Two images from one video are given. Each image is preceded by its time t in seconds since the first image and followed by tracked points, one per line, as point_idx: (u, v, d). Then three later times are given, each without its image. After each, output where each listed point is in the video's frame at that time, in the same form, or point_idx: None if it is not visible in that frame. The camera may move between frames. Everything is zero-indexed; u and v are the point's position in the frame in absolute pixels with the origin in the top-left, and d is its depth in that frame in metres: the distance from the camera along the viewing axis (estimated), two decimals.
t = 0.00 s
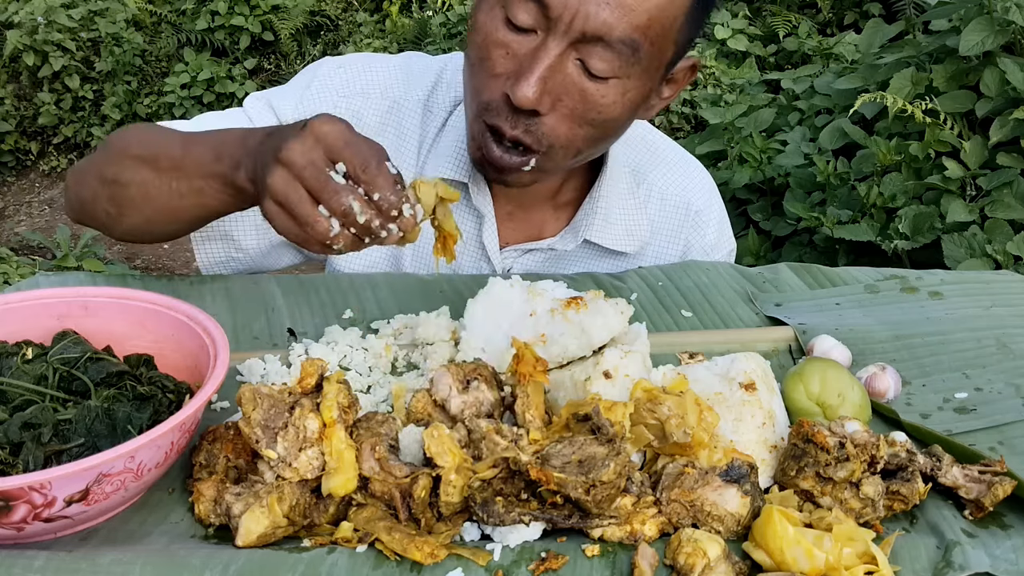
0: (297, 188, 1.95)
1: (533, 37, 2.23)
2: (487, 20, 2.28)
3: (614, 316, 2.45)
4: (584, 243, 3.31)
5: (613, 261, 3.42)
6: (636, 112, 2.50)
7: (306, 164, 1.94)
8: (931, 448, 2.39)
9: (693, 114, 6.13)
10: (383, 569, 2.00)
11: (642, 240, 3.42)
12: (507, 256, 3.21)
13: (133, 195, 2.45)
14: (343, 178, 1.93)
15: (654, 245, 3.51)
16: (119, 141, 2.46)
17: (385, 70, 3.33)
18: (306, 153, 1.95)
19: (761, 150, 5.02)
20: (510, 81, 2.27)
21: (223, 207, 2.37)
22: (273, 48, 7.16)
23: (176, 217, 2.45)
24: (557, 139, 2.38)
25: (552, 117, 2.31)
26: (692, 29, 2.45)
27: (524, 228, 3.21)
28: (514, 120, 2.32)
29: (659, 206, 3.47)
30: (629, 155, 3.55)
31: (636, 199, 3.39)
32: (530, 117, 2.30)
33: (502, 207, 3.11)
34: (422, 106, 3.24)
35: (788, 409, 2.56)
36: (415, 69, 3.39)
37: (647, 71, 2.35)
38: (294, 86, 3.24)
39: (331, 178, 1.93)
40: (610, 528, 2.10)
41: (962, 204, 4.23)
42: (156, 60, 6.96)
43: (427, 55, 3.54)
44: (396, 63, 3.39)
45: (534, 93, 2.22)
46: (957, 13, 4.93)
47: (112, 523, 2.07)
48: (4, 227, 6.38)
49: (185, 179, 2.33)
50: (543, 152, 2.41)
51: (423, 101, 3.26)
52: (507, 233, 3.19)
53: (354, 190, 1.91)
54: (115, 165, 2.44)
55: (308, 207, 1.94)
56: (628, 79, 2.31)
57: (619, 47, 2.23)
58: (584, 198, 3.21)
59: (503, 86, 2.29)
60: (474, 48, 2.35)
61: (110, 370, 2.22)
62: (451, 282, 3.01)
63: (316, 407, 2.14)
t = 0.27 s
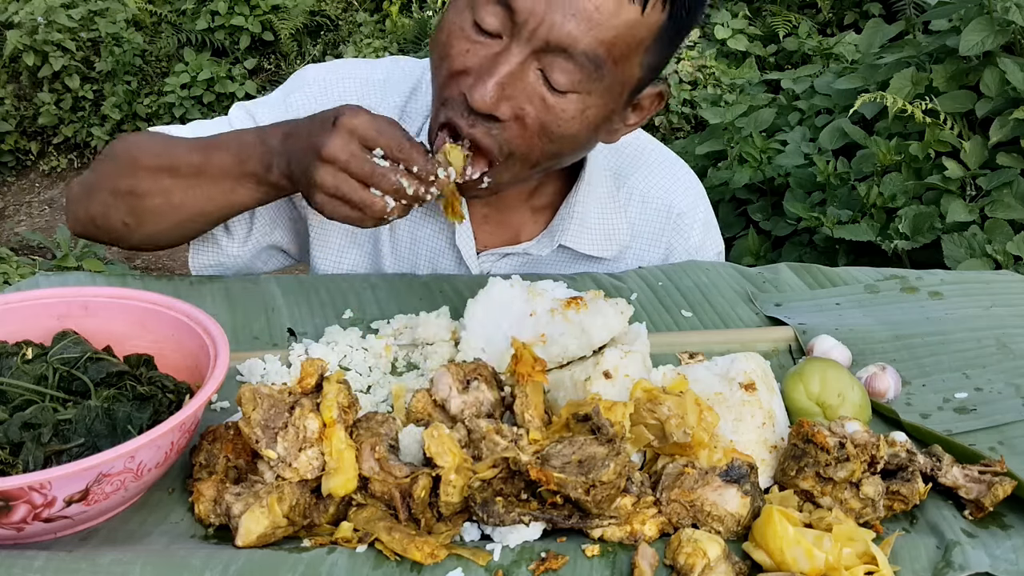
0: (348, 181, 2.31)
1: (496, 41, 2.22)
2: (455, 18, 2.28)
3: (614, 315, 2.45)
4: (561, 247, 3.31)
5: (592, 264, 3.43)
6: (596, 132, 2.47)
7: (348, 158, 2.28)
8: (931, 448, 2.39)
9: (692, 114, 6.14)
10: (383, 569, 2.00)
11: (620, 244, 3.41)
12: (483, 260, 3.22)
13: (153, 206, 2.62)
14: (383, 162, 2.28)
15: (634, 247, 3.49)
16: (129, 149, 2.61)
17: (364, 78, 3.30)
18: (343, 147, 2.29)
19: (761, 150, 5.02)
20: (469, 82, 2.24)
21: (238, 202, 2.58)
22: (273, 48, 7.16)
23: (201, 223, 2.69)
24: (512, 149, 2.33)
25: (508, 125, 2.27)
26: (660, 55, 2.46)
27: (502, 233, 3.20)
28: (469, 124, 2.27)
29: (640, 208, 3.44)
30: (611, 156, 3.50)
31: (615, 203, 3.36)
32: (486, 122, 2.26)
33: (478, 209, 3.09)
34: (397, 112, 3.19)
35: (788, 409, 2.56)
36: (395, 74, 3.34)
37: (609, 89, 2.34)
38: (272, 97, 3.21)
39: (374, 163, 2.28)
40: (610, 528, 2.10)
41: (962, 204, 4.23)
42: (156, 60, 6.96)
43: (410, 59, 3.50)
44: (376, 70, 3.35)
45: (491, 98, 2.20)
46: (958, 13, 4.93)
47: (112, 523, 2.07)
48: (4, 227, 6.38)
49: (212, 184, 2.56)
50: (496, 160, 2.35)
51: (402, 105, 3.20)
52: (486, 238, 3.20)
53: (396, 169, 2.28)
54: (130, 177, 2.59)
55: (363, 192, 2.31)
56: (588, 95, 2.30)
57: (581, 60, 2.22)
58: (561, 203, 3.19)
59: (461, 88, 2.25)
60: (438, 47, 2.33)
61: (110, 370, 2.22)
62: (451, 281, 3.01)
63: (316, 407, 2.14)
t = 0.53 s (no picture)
0: (338, 164, 2.27)
1: (482, 42, 2.22)
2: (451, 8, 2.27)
3: (614, 315, 2.45)
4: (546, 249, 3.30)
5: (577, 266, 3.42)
6: (562, 149, 2.49)
7: (326, 139, 2.24)
8: (931, 448, 2.39)
9: (692, 114, 6.14)
10: (383, 569, 2.00)
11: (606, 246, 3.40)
12: (469, 263, 3.21)
13: (139, 215, 2.64)
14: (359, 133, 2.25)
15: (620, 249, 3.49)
16: (115, 159, 2.65)
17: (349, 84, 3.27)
18: (317, 131, 2.23)
19: (761, 150, 5.02)
20: (448, 73, 2.24)
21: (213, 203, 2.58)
22: (274, 48, 7.16)
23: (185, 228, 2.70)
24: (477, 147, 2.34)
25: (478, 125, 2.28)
26: (644, 91, 2.51)
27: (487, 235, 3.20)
28: (439, 115, 2.28)
29: (626, 211, 3.44)
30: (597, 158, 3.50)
31: (600, 207, 3.37)
32: (457, 118, 2.27)
33: (464, 212, 3.09)
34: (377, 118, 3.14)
35: (788, 409, 2.56)
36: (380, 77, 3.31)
37: (584, 110, 2.36)
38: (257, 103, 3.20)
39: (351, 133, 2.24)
40: (610, 528, 2.10)
41: (962, 204, 4.23)
42: (156, 60, 6.96)
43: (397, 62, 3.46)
44: (360, 73, 3.31)
45: (464, 96, 2.20)
46: (958, 13, 4.94)
47: (112, 523, 2.07)
48: (4, 227, 6.38)
49: (190, 191, 2.57)
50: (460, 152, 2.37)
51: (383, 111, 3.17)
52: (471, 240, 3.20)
53: (376, 131, 2.23)
54: (115, 188, 2.62)
55: (357, 165, 2.27)
56: (560, 113, 2.32)
57: (559, 80, 2.23)
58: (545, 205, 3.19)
59: (438, 77, 2.26)
60: (429, 31, 2.33)
61: (110, 370, 2.22)
62: (451, 281, 3.01)
63: (316, 407, 2.14)
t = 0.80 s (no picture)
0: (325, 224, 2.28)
1: (453, 46, 2.23)
2: (419, 26, 2.30)
3: (614, 315, 2.45)
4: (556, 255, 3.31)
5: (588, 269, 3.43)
6: (566, 131, 2.43)
7: (317, 200, 2.24)
8: (931, 448, 2.39)
9: (692, 114, 6.14)
10: (383, 569, 2.00)
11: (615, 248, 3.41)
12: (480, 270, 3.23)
13: (126, 222, 2.65)
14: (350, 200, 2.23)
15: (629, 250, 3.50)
16: (104, 163, 2.64)
17: (349, 87, 3.30)
18: (310, 189, 2.24)
19: (761, 150, 5.02)
20: (429, 85, 2.26)
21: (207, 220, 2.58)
22: (274, 48, 7.16)
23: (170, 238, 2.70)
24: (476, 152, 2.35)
25: (467, 126, 2.28)
26: (629, 46, 2.39)
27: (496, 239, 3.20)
28: (429, 127, 2.31)
29: (634, 212, 3.44)
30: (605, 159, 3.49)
31: (608, 208, 3.36)
32: (444, 125, 2.28)
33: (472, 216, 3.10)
34: (380, 121, 3.19)
35: (788, 409, 2.56)
36: (380, 82, 3.35)
37: (568, 89, 2.29)
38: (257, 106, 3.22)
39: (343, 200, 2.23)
40: (610, 528, 2.10)
41: (962, 204, 4.23)
42: (156, 60, 6.96)
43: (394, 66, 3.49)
44: (360, 77, 3.35)
45: (445, 100, 2.20)
46: (958, 13, 4.94)
47: (112, 523, 2.07)
48: (4, 227, 6.38)
49: (177, 207, 2.56)
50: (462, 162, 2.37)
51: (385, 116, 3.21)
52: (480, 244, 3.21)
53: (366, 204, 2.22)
54: (103, 194, 2.62)
55: (339, 230, 2.28)
56: (545, 94, 2.26)
57: (532, 60, 2.18)
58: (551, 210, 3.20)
59: (421, 92, 2.29)
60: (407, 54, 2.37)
61: (110, 370, 2.22)
62: (451, 282, 3.02)
63: (316, 407, 2.15)
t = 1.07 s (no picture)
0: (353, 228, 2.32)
1: (452, 48, 2.23)
2: (416, 33, 2.31)
3: (614, 315, 2.45)
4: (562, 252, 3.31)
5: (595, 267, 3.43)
6: (573, 123, 2.41)
7: (348, 206, 2.27)
8: (931, 448, 2.39)
9: (692, 114, 6.14)
10: (383, 569, 2.00)
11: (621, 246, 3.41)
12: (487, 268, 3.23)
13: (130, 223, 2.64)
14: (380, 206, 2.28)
15: (635, 249, 3.50)
16: (111, 162, 2.64)
17: (353, 87, 3.31)
18: (342, 195, 2.27)
19: (761, 150, 5.02)
20: (432, 90, 2.27)
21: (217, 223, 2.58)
22: (273, 48, 7.16)
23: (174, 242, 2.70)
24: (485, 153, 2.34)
25: (474, 127, 2.28)
26: (627, 32, 2.35)
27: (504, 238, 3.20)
28: (436, 132, 2.31)
29: (639, 211, 3.44)
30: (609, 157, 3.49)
31: (614, 206, 3.37)
32: (451, 127, 2.28)
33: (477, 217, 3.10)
34: (387, 122, 3.20)
35: (788, 409, 2.56)
36: (384, 82, 3.35)
37: (571, 80, 2.27)
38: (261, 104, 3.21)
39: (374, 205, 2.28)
40: (610, 528, 2.10)
41: (962, 204, 4.23)
42: (156, 60, 6.96)
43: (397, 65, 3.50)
44: (363, 76, 3.35)
45: (449, 103, 2.20)
46: (958, 13, 4.94)
47: (112, 523, 2.07)
48: (4, 227, 6.38)
49: (188, 211, 2.56)
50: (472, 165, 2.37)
51: (390, 116, 3.22)
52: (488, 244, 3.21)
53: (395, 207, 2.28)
54: (109, 194, 2.62)
55: (367, 234, 2.32)
56: (548, 87, 2.24)
57: (531, 54, 2.17)
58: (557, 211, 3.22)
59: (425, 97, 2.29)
60: (409, 62, 2.38)
61: (110, 370, 2.22)
62: (451, 282, 3.02)
63: (316, 407, 2.15)
